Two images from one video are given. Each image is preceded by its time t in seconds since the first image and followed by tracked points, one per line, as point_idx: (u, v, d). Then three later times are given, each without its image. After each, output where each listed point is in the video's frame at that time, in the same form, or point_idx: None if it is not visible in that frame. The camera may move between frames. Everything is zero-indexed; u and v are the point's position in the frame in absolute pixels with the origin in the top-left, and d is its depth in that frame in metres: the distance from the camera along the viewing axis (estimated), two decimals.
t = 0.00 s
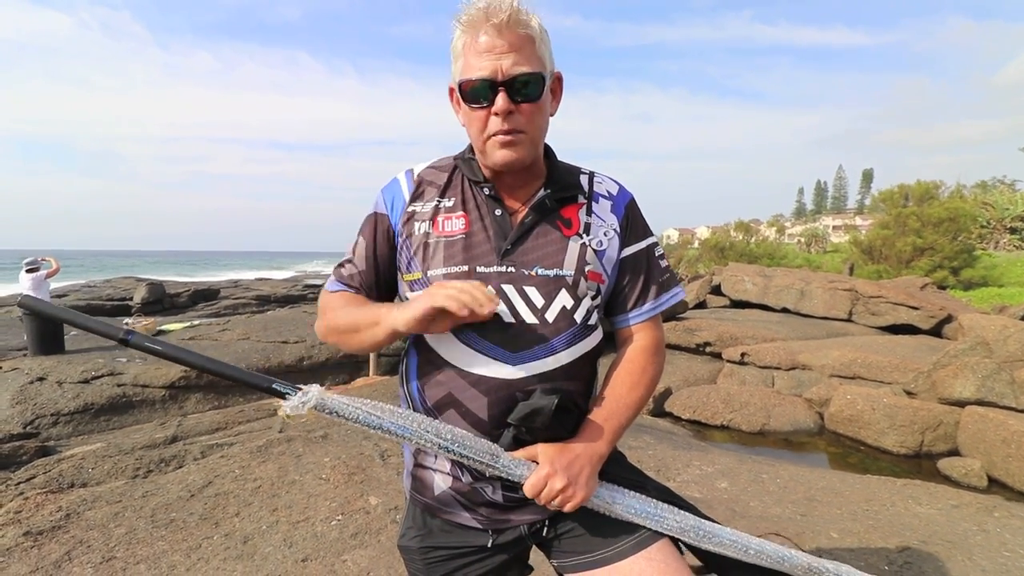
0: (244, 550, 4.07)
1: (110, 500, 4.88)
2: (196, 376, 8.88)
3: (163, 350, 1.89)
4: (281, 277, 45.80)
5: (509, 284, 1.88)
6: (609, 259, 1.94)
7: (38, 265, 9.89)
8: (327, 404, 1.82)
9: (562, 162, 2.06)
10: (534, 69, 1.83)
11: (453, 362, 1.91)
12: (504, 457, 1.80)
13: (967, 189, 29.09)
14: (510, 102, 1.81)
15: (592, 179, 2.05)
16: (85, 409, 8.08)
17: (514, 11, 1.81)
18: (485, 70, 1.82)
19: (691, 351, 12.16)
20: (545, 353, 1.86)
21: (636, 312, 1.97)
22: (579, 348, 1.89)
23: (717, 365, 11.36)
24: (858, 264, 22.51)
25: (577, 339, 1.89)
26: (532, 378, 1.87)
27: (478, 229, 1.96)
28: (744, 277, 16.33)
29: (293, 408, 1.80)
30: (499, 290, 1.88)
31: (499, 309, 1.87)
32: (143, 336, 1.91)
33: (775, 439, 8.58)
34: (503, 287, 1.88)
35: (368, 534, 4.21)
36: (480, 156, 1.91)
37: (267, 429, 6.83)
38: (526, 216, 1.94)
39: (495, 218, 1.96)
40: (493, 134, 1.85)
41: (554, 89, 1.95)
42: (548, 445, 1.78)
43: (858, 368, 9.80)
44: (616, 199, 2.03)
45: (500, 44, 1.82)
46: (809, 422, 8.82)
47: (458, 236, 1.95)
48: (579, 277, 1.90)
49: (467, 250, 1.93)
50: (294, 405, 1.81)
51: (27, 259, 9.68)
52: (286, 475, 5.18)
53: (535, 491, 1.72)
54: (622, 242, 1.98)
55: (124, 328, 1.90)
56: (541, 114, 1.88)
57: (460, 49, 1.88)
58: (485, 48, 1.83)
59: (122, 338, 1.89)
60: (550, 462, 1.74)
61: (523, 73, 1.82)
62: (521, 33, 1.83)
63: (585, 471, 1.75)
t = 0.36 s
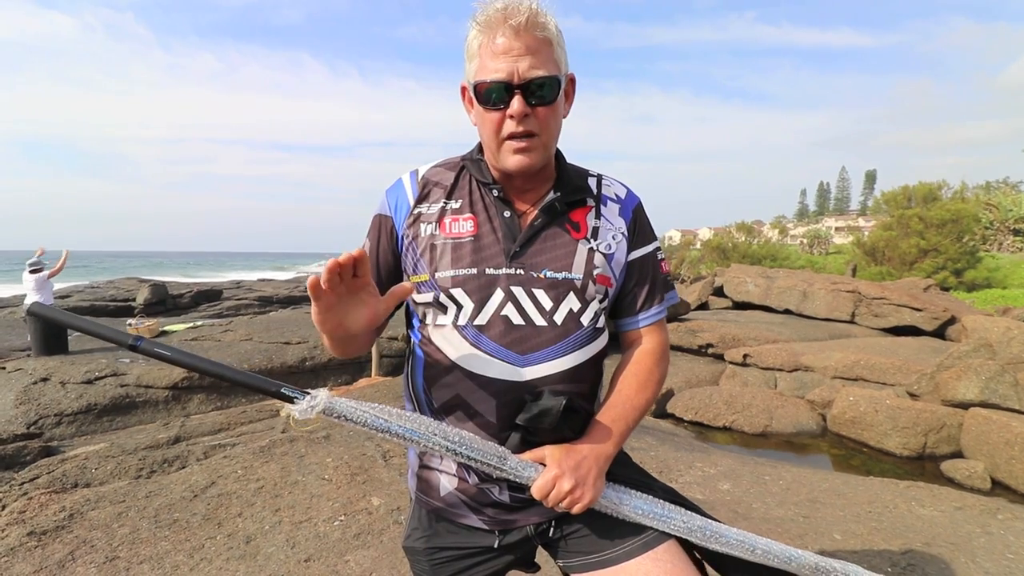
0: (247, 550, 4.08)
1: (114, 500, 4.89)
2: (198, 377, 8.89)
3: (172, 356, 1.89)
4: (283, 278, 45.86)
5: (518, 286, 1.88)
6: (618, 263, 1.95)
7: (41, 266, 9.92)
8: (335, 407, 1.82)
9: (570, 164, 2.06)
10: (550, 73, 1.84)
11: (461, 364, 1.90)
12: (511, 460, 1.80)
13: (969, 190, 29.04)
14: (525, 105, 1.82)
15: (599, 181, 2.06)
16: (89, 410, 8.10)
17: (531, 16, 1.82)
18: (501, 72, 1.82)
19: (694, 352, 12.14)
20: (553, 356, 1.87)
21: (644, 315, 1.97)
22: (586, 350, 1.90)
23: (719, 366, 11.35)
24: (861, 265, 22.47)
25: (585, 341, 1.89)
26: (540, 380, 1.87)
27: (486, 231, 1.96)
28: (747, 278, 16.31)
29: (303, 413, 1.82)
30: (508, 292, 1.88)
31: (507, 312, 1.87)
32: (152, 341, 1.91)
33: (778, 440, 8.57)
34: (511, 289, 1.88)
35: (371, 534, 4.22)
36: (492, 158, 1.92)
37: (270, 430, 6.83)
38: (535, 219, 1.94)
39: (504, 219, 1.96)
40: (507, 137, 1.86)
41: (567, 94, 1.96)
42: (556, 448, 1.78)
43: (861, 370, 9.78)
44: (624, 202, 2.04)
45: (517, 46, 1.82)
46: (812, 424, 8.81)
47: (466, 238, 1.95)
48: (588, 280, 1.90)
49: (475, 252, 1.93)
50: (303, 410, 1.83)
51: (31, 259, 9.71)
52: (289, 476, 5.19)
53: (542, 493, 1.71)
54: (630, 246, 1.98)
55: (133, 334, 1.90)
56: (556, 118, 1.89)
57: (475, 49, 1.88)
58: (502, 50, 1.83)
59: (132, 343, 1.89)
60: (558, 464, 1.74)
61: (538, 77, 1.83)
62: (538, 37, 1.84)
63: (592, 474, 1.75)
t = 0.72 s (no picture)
0: (245, 552, 4.07)
1: (111, 503, 4.88)
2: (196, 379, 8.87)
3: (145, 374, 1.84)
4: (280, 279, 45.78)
5: (514, 287, 1.88)
6: (616, 265, 1.94)
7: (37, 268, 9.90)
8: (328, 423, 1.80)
9: (568, 165, 2.06)
10: (505, 94, 1.76)
11: (458, 365, 1.91)
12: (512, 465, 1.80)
13: (966, 190, 29.13)
14: (480, 128, 1.79)
15: (599, 182, 2.06)
16: (86, 412, 8.08)
17: (485, 35, 1.71)
18: (458, 96, 1.81)
19: (691, 352, 12.15)
20: (549, 357, 1.87)
21: (643, 317, 1.97)
22: (583, 351, 1.90)
23: (717, 366, 11.35)
24: (858, 265, 22.51)
25: (582, 342, 1.89)
26: (538, 381, 1.87)
27: (482, 232, 1.96)
28: (744, 278, 16.33)
29: (294, 431, 1.76)
30: (504, 294, 1.88)
31: (503, 313, 1.87)
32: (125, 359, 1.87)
33: (775, 440, 8.58)
34: (507, 290, 1.88)
35: (369, 536, 4.22)
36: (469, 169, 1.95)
37: (268, 432, 6.82)
38: (530, 220, 1.94)
39: (499, 221, 1.96)
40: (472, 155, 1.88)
41: (543, 101, 1.85)
42: (556, 450, 1.78)
43: (858, 369, 9.80)
44: (623, 204, 2.04)
45: (471, 69, 1.77)
46: (809, 424, 8.83)
47: (461, 240, 1.96)
48: (584, 281, 1.90)
49: (470, 254, 1.93)
50: (294, 427, 1.76)
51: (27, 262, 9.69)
52: (286, 478, 5.18)
53: (542, 493, 1.70)
54: (629, 247, 1.98)
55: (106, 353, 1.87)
56: (518, 137, 1.82)
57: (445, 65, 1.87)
58: (459, 71, 1.79)
59: (105, 364, 1.87)
60: (557, 463, 1.73)
61: (492, 100, 1.76)
62: (495, 55, 1.74)
63: (592, 474, 1.75)
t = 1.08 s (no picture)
0: (248, 552, 4.08)
1: (114, 503, 4.89)
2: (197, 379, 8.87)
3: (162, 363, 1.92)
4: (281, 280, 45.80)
5: (506, 286, 1.89)
6: (607, 259, 1.93)
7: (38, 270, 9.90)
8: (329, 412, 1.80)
9: (559, 161, 2.06)
10: (474, 111, 1.75)
11: (454, 364, 1.92)
12: (511, 456, 1.79)
13: (967, 188, 29.10)
14: (454, 145, 1.79)
15: (590, 176, 2.05)
16: (88, 413, 8.09)
17: (445, 55, 1.70)
18: (429, 116, 1.80)
19: (693, 351, 12.13)
20: (544, 353, 1.86)
21: (639, 311, 1.95)
22: (578, 347, 1.89)
23: (719, 365, 11.34)
24: (860, 264, 22.50)
25: (577, 338, 1.89)
26: (533, 378, 1.87)
27: (473, 232, 1.97)
28: (746, 277, 16.31)
29: (294, 419, 1.76)
30: (496, 292, 1.89)
31: (496, 311, 1.88)
32: (139, 348, 1.94)
33: (777, 439, 8.58)
34: (500, 289, 1.89)
35: (371, 535, 4.22)
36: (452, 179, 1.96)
37: (270, 432, 6.82)
38: (521, 218, 1.94)
39: (489, 220, 1.96)
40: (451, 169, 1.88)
41: (517, 107, 1.83)
42: (555, 442, 1.77)
43: (860, 368, 9.80)
44: (615, 196, 2.02)
45: (437, 90, 1.75)
46: (811, 423, 8.82)
47: (453, 240, 1.96)
48: (575, 277, 1.89)
49: (463, 253, 1.94)
50: (296, 414, 1.77)
51: (28, 263, 9.69)
52: (289, 478, 5.19)
53: (539, 484, 1.68)
54: (621, 241, 1.96)
55: (121, 341, 1.94)
56: (493, 149, 1.82)
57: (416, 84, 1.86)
58: (427, 92, 1.78)
59: (119, 351, 1.93)
60: (555, 454, 1.72)
61: (462, 117, 1.75)
62: (458, 74, 1.72)
63: (590, 467, 1.74)
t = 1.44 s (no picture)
0: (251, 550, 4.09)
1: (118, 501, 4.91)
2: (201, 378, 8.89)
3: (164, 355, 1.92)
4: (284, 279, 45.86)
5: (508, 284, 1.89)
6: (609, 257, 1.93)
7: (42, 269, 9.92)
8: (332, 406, 1.79)
9: (560, 159, 2.07)
10: (482, 104, 1.75)
11: (456, 362, 1.92)
12: (514, 453, 1.80)
13: (971, 188, 29.02)
14: (461, 139, 1.79)
15: (592, 174, 2.06)
16: (92, 411, 8.12)
17: (453, 47, 1.70)
18: (436, 110, 1.80)
19: (696, 352, 12.12)
20: (546, 352, 1.87)
21: (641, 309, 1.95)
22: (580, 345, 1.90)
23: (721, 365, 11.33)
24: (863, 264, 22.46)
25: (579, 336, 1.90)
26: (535, 376, 1.87)
27: (476, 230, 1.97)
28: (748, 278, 16.29)
29: (299, 413, 1.75)
30: (499, 290, 1.89)
31: (499, 309, 1.88)
32: (139, 339, 1.93)
33: (780, 439, 8.57)
34: (502, 287, 1.89)
35: (374, 534, 4.22)
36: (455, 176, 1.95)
37: (273, 431, 6.83)
38: (523, 216, 1.95)
39: (492, 219, 1.96)
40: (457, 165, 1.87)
41: (522, 103, 1.84)
42: (558, 438, 1.78)
43: (863, 368, 9.78)
44: (617, 194, 2.03)
45: (445, 82, 1.76)
46: (814, 423, 8.81)
47: (455, 238, 1.97)
48: (578, 274, 1.90)
49: (465, 252, 1.95)
50: (301, 409, 1.75)
51: (31, 262, 9.72)
52: (292, 476, 5.20)
53: (544, 479, 1.69)
54: (623, 239, 1.97)
55: (120, 331, 1.93)
56: (500, 144, 1.82)
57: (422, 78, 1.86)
58: (434, 85, 1.78)
59: (117, 342, 1.92)
60: (560, 449, 1.73)
61: (469, 110, 1.75)
62: (466, 68, 1.72)
63: (594, 463, 1.74)
